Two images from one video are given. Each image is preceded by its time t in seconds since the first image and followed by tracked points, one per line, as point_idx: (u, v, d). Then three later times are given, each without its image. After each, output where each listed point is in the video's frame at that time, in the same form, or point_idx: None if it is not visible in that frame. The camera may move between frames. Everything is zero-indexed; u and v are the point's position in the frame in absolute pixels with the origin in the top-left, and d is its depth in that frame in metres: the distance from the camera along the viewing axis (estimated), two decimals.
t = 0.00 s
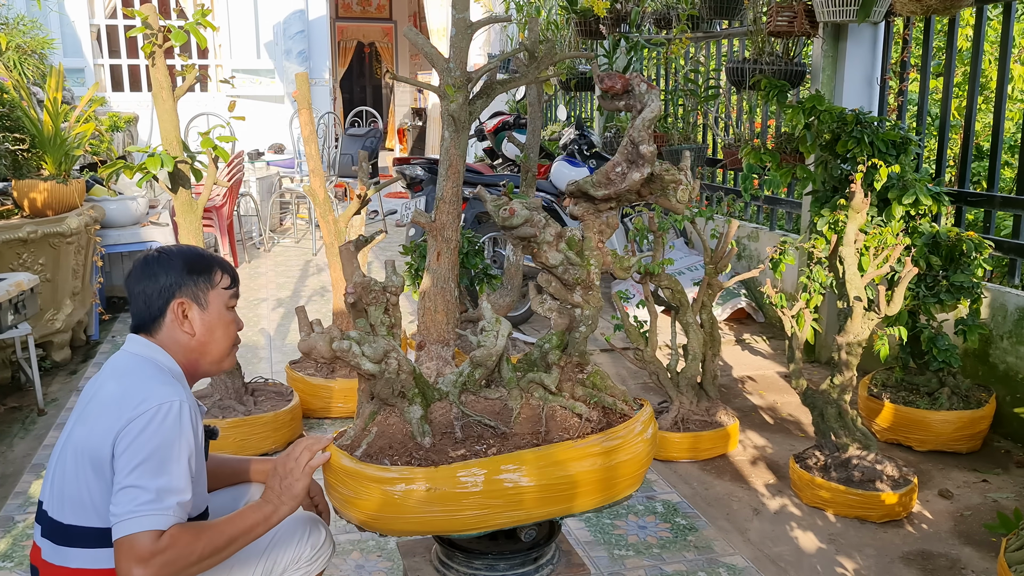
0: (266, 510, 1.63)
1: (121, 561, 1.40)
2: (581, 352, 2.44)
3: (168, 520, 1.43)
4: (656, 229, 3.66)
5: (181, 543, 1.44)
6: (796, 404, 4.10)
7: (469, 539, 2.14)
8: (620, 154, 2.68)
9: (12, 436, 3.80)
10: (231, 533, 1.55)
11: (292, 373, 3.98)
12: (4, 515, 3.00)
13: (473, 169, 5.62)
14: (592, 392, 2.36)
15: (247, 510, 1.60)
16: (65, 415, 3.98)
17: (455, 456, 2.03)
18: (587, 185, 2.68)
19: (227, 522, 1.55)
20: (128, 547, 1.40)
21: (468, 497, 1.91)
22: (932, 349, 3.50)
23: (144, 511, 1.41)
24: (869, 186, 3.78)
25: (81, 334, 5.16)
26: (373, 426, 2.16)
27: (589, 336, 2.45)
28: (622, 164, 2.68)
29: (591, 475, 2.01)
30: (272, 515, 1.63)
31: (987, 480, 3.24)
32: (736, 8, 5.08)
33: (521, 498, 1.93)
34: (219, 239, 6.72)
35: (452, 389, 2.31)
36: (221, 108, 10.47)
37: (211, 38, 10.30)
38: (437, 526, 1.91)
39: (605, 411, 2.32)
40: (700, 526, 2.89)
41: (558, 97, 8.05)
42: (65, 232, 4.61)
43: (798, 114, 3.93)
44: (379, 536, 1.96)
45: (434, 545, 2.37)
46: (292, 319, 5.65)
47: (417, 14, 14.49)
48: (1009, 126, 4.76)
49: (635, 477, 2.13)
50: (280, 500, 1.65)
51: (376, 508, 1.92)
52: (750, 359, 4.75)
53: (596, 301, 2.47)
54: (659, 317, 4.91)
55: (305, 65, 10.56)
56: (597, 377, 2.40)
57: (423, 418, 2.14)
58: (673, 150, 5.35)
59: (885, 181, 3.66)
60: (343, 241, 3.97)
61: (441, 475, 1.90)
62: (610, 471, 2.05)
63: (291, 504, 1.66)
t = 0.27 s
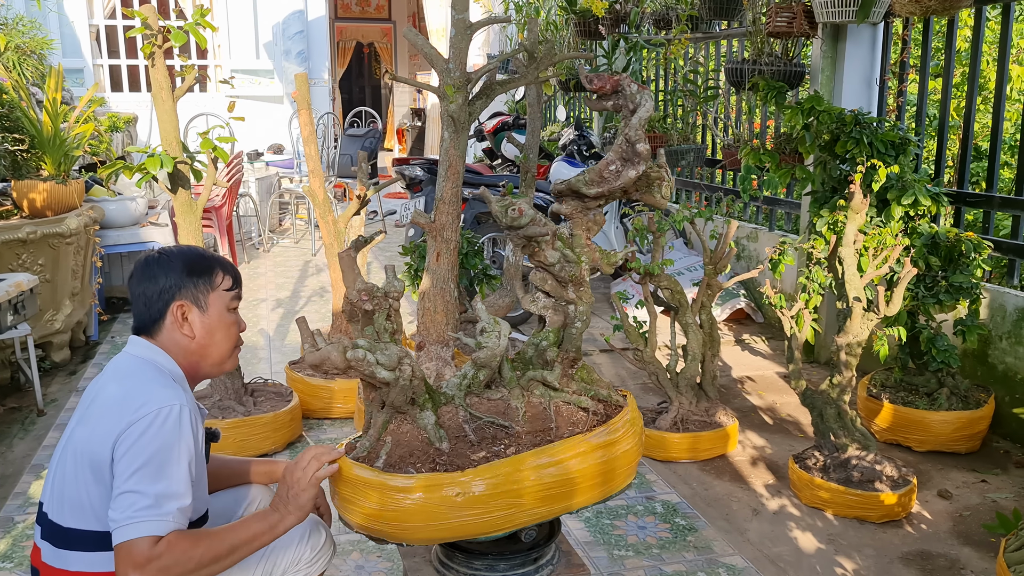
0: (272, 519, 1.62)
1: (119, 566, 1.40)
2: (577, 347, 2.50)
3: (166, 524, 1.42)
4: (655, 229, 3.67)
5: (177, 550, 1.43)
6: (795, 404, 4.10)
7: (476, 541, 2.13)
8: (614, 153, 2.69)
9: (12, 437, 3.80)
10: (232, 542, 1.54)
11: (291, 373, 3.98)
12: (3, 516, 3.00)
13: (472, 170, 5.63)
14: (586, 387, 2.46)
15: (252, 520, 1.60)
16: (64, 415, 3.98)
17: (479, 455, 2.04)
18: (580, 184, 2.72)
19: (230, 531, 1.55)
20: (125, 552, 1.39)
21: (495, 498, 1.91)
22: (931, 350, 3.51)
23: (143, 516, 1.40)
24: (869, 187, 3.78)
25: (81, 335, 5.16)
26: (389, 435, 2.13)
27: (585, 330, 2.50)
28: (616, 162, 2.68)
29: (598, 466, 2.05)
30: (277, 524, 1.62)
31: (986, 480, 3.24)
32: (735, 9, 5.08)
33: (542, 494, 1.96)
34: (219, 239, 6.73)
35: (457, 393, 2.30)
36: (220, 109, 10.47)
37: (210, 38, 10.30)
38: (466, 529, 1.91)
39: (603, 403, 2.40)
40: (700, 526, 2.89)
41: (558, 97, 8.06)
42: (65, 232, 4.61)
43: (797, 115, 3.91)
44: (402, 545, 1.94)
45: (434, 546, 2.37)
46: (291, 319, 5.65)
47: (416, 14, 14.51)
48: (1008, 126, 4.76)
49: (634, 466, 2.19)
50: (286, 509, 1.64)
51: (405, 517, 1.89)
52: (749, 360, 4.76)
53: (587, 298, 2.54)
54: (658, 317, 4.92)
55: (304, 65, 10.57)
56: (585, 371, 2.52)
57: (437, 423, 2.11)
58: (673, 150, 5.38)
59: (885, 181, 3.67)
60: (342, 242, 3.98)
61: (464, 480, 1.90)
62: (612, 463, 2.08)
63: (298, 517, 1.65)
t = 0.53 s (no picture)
0: (280, 530, 1.62)
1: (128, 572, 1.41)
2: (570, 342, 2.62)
3: (170, 530, 1.42)
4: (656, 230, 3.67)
5: (182, 557, 1.43)
6: (796, 404, 4.10)
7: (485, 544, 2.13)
8: (603, 151, 2.69)
9: (13, 437, 3.80)
10: (238, 552, 1.54)
11: (292, 373, 3.98)
12: (4, 516, 3.00)
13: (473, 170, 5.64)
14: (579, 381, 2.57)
15: (260, 531, 1.60)
16: (65, 415, 3.98)
17: (507, 454, 2.08)
18: (569, 182, 2.71)
19: (238, 541, 1.55)
20: (132, 558, 1.41)
21: (524, 498, 1.94)
22: (932, 350, 3.51)
23: (147, 522, 1.41)
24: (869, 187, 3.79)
25: (82, 335, 5.16)
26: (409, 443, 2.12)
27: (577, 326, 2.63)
28: (605, 160, 2.69)
29: (609, 456, 2.12)
30: (286, 535, 1.62)
31: (986, 481, 3.24)
32: (736, 10, 5.09)
33: (568, 489, 2.00)
34: (219, 239, 6.73)
35: (465, 396, 2.30)
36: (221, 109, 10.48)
37: (210, 38, 10.31)
38: (500, 531, 1.93)
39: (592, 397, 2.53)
40: (700, 527, 2.90)
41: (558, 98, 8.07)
42: (66, 233, 4.61)
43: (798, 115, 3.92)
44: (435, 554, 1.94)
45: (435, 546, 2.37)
46: (291, 319, 5.65)
47: (416, 15, 14.53)
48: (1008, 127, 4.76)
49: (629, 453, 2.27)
50: (296, 521, 1.64)
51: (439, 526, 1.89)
52: (749, 360, 4.76)
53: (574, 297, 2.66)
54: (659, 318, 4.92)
55: (305, 66, 10.57)
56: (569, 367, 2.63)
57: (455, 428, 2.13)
58: (672, 151, 5.46)
59: (885, 182, 3.66)
60: (342, 242, 3.97)
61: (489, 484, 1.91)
62: (616, 452, 2.15)
63: (307, 529, 1.65)
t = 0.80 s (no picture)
0: (290, 533, 1.60)
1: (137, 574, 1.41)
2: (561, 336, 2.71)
3: (174, 533, 1.42)
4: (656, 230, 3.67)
5: (190, 561, 1.42)
6: (796, 404, 4.11)
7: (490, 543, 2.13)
8: (589, 150, 2.79)
9: (14, 437, 3.80)
10: (247, 555, 1.52)
11: (292, 373, 3.98)
12: (5, 516, 3.00)
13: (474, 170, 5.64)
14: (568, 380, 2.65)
15: (269, 533, 1.57)
16: (66, 415, 3.98)
17: (530, 449, 2.18)
18: (558, 180, 2.79)
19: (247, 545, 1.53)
20: (141, 562, 1.41)
21: (554, 492, 2.06)
22: (932, 350, 3.51)
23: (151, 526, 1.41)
24: (870, 187, 3.79)
25: (82, 335, 5.16)
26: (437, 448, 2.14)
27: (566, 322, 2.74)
28: (592, 159, 2.79)
29: (609, 445, 2.26)
30: (294, 539, 1.60)
31: (987, 480, 3.24)
32: (736, 10, 5.09)
33: (583, 480, 2.13)
34: (220, 239, 6.73)
35: (476, 397, 2.30)
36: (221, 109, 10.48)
37: (211, 38, 10.31)
38: (533, 527, 2.03)
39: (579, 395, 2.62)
40: (701, 527, 2.89)
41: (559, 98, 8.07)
42: (66, 232, 4.62)
43: (798, 116, 3.95)
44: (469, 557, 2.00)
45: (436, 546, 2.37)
46: (292, 319, 5.65)
47: (416, 15, 14.54)
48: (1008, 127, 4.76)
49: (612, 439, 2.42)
50: (306, 525, 1.63)
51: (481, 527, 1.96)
52: (750, 360, 4.76)
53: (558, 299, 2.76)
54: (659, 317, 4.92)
55: (305, 66, 10.58)
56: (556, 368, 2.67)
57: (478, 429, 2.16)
58: (673, 151, 5.46)
59: (886, 182, 3.66)
60: (343, 242, 3.94)
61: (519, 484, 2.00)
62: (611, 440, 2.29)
63: (315, 533, 1.63)
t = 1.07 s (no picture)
0: (293, 534, 1.59)
1: None
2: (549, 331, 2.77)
3: (174, 540, 1.42)
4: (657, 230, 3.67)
5: (198, 567, 1.43)
6: (796, 405, 4.11)
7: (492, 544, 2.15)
8: (571, 148, 2.71)
9: (14, 437, 3.80)
10: (253, 558, 1.53)
11: (292, 374, 3.99)
12: (5, 516, 2.99)
13: (474, 171, 5.64)
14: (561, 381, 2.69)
15: (272, 535, 1.57)
16: (66, 415, 3.97)
17: (551, 445, 2.30)
18: (541, 179, 2.73)
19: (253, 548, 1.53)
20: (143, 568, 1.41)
21: (577, 487, 2.19)
22: (932, 351, 3.52)
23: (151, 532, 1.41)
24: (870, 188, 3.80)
25: (82, 335, 5.15)
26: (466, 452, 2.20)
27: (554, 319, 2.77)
28: (574, 157, 2.72)
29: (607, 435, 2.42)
30: (298, 539, 1.58)
31: (987, 481, 3.24)
32: (736, 9, 5.09)
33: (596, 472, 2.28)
34: (219, 239, 6.73)
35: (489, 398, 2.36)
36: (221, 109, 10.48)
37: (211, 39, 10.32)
38: (563, 522, 2.17)
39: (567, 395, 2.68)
40: (702, 527, 2.89)
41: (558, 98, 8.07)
42: (66, 233, 4.61)
43: (798, 116, 3.97)
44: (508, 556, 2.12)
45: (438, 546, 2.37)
46: (291, 319, 5.65)
47: (416, 16, 14.56)
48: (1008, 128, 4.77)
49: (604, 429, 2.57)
50: (310, 525, 1.61)
51: (521, 527, 2.09)
52: (750, 360, 4.77)
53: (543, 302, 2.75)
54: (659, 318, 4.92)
55: (305, 66, 10.58)
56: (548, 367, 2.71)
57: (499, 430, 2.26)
58: (673, 151, 5.46)
59: (886, 182, 3.67)
60: (343, 242, 3.94)
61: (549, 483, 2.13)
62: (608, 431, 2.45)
63: (320, 532, 1.60)
